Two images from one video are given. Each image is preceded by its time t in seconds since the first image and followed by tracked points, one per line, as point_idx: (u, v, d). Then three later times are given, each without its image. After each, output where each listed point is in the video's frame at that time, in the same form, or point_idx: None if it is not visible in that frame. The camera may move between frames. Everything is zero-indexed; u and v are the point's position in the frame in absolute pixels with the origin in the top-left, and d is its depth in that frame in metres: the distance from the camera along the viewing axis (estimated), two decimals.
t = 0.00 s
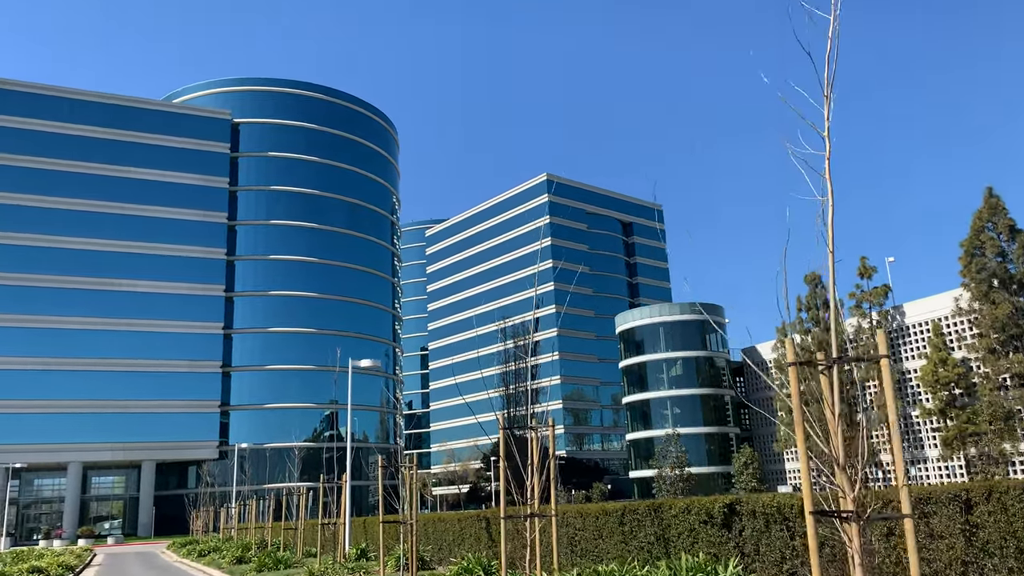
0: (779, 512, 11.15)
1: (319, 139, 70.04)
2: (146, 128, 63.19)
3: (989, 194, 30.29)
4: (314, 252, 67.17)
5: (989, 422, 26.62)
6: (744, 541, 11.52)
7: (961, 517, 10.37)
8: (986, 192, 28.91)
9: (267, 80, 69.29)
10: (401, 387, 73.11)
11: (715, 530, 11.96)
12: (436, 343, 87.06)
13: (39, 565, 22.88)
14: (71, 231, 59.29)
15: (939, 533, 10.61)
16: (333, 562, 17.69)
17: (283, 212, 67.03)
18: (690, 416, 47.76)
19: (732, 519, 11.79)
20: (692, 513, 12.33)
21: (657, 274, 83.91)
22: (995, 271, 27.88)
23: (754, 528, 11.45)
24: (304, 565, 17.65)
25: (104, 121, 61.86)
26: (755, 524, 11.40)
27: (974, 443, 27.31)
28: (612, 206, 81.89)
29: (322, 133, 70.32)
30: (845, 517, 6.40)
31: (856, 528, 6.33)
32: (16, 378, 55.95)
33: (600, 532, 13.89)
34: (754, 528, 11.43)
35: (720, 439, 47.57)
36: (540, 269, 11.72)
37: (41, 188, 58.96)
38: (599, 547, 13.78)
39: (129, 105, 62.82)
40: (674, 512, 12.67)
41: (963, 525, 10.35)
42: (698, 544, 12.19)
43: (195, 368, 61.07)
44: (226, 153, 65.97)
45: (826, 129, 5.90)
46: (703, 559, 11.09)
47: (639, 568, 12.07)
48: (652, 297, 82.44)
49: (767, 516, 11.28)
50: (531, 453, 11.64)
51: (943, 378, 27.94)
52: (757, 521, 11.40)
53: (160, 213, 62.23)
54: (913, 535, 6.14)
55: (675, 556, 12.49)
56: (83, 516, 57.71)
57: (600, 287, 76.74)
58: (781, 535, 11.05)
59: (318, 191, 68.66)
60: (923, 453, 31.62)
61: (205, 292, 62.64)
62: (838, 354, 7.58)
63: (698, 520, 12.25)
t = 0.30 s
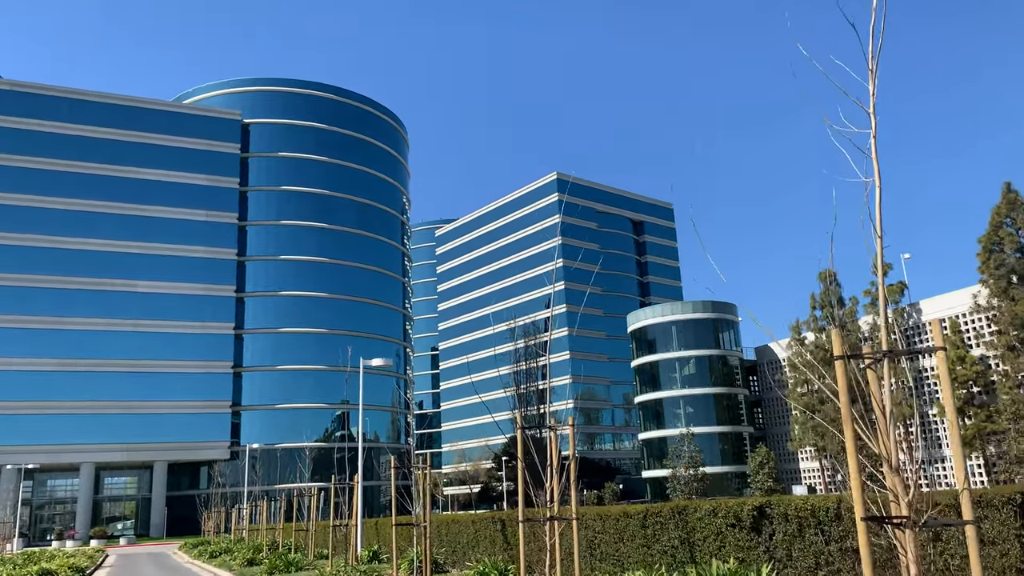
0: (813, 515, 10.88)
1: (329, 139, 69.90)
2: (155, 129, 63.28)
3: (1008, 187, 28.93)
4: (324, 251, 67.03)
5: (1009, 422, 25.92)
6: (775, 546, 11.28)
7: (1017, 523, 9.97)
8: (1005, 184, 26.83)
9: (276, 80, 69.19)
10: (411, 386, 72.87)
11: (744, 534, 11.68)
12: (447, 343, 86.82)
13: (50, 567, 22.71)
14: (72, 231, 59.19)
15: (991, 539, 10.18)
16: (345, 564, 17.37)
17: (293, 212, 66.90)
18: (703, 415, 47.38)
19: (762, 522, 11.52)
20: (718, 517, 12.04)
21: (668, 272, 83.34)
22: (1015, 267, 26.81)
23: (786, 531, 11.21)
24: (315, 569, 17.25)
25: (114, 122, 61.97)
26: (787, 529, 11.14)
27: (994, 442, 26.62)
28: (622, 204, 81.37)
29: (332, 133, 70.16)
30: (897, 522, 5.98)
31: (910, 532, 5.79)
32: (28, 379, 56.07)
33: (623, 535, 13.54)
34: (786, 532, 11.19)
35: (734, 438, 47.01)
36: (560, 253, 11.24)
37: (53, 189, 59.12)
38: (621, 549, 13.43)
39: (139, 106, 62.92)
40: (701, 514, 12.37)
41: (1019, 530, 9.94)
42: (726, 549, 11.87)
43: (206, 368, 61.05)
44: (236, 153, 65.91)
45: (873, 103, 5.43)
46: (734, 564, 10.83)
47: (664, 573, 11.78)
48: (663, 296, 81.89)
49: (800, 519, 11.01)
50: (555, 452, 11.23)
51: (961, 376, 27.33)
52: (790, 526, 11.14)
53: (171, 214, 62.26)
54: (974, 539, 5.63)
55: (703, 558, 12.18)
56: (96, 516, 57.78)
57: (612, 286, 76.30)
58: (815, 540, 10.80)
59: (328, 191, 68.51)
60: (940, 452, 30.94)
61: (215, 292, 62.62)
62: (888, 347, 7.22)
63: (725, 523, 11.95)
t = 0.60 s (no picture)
0: (844, 514, 10.51)
1: (338, 138, 69.78)
2: (166, 128, 63.28)
3: None
4: (333, 250, 66.86)
5: None
6: (801, 546, 10.91)
7: None
8: None
9: (285, 79, 69.11)
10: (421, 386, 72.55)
11: (768, 534, 11.31)
12: (456, 342, 86.54)
13: (56, 567, 22.50)
14: (84, 230, 59.24)
15: None
16: (354, 564, 17.12)
17: (302, 211, 66.76)
18: (714, 414, 46.95)
19: (788, 521, 11.18)
20: (741, 516, 11.68)
21: (678, 271, 82.79)
22: None
23: (814, 531, 10.83)
24: (323, 569, 16.95)
25: (124, 121, 62.00)
26: (815, 528, 10.77)
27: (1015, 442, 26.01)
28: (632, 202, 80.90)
29: (341, 132, 69.98)
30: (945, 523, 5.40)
31: (960, 532, 5.39)
32: (39, 378, 56.11)
33: (640, 535, 13.18)
34: (814, 531, 10.82)
35: (746, 437, 46.83)
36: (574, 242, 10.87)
37: (63, 189, 59.20)
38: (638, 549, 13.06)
39: (149, 105, 62.95)
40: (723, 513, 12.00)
41: None
42: (749, 550, 11.52)
43: (216, 367, 60.97)
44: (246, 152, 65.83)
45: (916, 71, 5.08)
46: (759, 565, 10.51)
47: None
48: (674, 295, 81.37)
49: (829, 517, 10.67)
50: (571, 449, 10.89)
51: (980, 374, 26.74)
52: (818, 525, 10.75)
53: (180, 213, 62.23)
54: None
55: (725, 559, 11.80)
56: (106, 516, 57.82)
57: (621, 285, 75.89)
58: (844, 539, 10.44)
59: (337, 190, 68.37)
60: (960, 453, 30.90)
61: (225, 291, 62.56)
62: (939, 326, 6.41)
63: (748, 522, 11.58)
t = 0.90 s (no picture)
0: (875, 511, 10.07)
1: (345, 135, 69.53)
2: (173, 126, 63.21)
3: None
4: (340, 248, 66.63)
5: None
6: (828, 544, 10.49)
7: None
8: None
9: (291, 76, 68.89)
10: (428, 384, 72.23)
11: (794, 532, 10.91)
12: (465, 340, 86.30)
13: (62, 563, 22.29)
14: (91, 228, 59.21)
15: None
16: (361, 562, 16.85)
17: (309, 208, 66.57)
18: (724, 411, 46.58)
19: (813, 518, 10.78)
20: (766, 514, 11.29)
21: (687, 268, 82.24)
22: None
23: (841, 528, 10.40)
24: (330, 567, 16.73)
25: (131, 119, 61.97)
26: (843, 525, 10.33)
27: None
28: (640, 200, 80.40)
29: (347, 128, 69.74)
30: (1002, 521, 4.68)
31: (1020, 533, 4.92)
32: (47, 376, 56.15)
33: (659, 532, 12.80)
34: (842, 529, 10.37)
35: (757, 436, 46.25)
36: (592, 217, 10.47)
37: (71, 187, 59.22)
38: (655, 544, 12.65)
39: (156, 103, 62.90)
40: (747, 509, 11.60)
41: None
42: (772, 548, 11.15)
43: (224, 365, 60.86)
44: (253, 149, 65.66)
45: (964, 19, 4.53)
46: (785, 565, 10.09)
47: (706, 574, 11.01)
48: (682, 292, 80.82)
49: (858, 513, 10.23)
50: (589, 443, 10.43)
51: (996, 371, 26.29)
52: (848, 523, 10.32)
53: (187, 210, 62.16)
54: None
55: (749, 556, 11.39)
56: (115, 513, 57.89)
57: (630, 282, 75.45)
58: (875, 538, 10.02)
59: (344, 187, 68.13)
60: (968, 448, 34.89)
61: (232, 288, 62.42)
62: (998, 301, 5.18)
63: (772, 518, 11.19)
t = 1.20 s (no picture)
0: (911, 503, 9.47)
1: (351, 127, 69.21)
2: (179, 119, 63.02)
3: None
4: (346, 241, 66.38)
5: None
6: (858, 538, 9.85)
7: None
8: None
9: (297, 68, 68.55)
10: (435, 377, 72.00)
11: (821, 525, 10.25)
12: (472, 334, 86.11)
13: (66, 556, 21.87)
14: (97, 221, 59.09)
15: None
16: (368, 555, 16.50)
17: (315, 200, 66.31)
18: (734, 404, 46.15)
19: (843, 511, 10.11)
20: (791, 505, 10.63)
21: (695, 261, 81.73)
22: None
23: (873, 523, 9.75)
24: (337, 560, 16.38)
25: (137, 111, 61.78)
26: (876, 518, 9.71)
27: None
28: (648, 192, 79.86)
29: (354, 121, 69.43)
30: None
31: None
32: (54, 369, 56.15)
33: (678, 525, 12.17)
34: (874, 522, 9.75)
35: (767, 429, 45.78)
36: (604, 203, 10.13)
37: (77, 180, 59.14)
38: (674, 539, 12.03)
39: (162, 95, 62.69)
40: (771, 501, 10.94)
41: None
42: (797, 543, 10.46)
43: (230, 358, 60.72)
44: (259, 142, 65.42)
45: None
46: (815, 561, 9.34)
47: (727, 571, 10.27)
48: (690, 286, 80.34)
49: (893, 506, 9.59)
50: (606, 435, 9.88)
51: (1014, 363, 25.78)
52: (882, 516, 9.67)
53: (193, 203, 61.99)
54: None
55: (772, 550, 10.77)
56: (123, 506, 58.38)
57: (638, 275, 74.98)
58: (911, 532, 9.41)
59: (350, 180, 67.85)
60: (982, 441, 34.90)
61: (238, 281, 62.25)
62: None
63: (797, 510, 10.53)
